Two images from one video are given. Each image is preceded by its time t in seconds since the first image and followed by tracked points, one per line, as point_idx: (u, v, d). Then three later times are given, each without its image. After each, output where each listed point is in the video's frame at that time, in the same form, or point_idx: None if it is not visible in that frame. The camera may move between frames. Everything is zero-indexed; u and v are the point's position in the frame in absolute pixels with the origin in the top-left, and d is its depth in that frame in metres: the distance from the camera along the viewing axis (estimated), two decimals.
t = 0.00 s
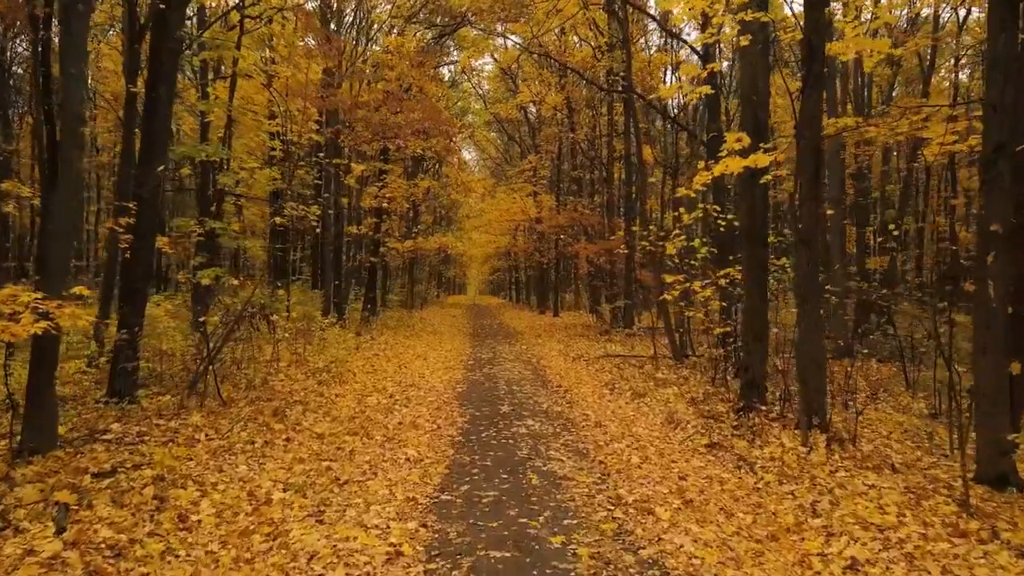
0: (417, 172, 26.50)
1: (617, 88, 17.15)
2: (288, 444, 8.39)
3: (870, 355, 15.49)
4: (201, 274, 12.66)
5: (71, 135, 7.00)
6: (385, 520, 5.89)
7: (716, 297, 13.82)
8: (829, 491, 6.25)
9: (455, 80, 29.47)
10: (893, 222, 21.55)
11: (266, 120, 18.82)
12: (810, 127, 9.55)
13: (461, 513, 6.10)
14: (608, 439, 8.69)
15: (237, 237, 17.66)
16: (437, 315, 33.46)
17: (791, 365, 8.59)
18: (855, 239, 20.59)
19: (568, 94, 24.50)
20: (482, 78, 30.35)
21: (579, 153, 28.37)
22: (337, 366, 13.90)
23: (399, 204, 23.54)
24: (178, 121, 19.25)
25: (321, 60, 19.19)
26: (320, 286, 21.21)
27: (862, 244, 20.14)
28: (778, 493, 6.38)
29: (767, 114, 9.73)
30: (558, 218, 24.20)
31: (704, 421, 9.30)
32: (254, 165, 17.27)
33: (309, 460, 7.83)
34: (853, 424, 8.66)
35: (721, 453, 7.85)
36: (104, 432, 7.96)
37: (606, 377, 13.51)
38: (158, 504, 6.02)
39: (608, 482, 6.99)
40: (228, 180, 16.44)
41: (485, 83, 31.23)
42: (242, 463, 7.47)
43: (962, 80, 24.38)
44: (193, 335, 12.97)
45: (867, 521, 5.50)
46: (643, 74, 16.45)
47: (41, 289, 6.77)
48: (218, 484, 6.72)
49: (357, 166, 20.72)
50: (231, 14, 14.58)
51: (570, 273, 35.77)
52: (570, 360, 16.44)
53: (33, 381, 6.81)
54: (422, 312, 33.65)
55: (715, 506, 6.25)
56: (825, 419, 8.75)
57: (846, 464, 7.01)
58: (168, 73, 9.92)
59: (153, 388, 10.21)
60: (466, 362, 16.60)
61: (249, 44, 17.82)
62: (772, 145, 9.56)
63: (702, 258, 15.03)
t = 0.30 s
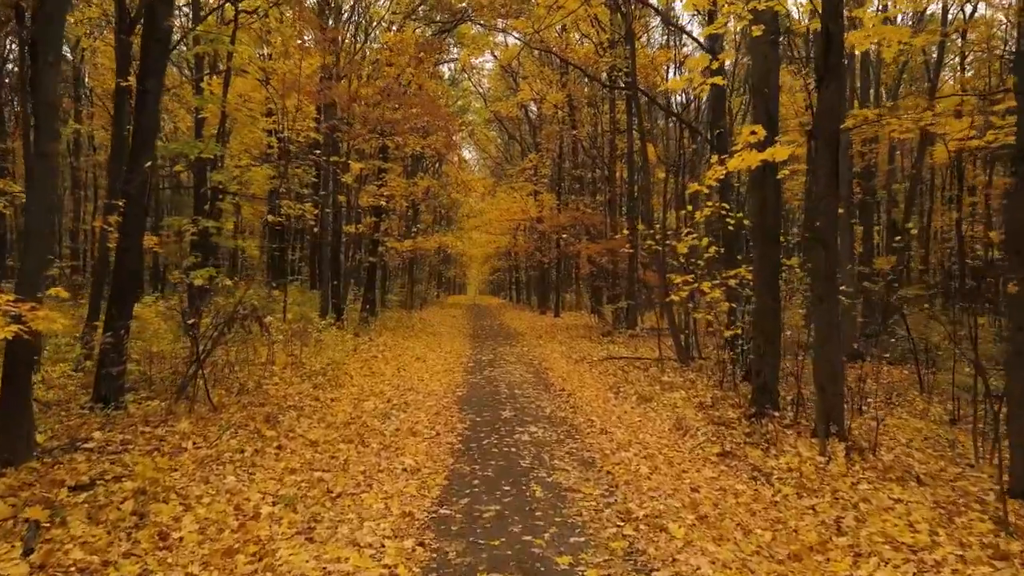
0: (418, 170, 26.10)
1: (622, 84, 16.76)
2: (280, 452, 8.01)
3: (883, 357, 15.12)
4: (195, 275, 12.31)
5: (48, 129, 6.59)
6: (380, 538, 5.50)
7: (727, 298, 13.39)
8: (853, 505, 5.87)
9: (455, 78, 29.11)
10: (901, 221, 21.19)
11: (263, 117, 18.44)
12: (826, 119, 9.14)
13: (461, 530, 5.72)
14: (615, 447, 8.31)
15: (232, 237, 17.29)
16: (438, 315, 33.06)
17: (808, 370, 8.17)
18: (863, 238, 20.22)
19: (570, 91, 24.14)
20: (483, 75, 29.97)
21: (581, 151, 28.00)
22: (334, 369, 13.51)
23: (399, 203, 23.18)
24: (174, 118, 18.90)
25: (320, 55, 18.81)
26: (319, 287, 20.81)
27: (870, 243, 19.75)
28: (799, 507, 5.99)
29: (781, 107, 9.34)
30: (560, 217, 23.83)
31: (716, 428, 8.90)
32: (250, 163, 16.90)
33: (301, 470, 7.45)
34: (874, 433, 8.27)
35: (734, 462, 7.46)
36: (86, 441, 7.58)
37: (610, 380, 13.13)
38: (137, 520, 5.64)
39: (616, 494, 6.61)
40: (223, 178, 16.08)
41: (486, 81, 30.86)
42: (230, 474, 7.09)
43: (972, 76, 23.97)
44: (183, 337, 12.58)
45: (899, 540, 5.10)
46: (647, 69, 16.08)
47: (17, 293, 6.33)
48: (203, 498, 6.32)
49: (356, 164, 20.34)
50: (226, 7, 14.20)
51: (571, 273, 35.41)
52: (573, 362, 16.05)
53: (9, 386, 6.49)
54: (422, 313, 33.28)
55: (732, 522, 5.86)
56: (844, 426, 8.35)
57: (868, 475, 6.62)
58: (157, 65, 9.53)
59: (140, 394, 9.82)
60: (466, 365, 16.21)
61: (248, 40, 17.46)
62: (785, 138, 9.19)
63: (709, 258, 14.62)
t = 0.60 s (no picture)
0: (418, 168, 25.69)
1: (625, 80, 16.37)
2: (270, 462, 7.63)
3: (895, 359, 14.72)
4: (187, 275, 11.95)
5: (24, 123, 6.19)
6: (374, 558, 5.11)
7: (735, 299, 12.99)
8: (880, 522, 5.49)
9: (455, 75, 28.73)
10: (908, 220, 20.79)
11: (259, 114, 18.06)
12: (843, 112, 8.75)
13: (461, 549, 5.33)
14: (623, 455, 7.92)
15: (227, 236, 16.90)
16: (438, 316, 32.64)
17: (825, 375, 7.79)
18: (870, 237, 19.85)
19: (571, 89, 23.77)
20: (484, 73, 29.59)
21: (583, 149, 27.60)
22: (330, 372, 13.12)
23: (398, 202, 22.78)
24: (168, 115, 18.51)
25: (317, 51, 18.43)
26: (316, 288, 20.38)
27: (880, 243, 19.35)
28: (822, 523, 5.61)
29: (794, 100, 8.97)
30: (561, 216, 23.42)
31: (727, 435, 8.51)
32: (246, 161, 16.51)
33: (292, 481, 7.07)
34: (894, 441, 7.88)
35: (749, 473, 7.08)
36: (65, 450, 7.19)
37: (615, 383, 12.73)
38: (113, 538, 5.26)
39: (625, 508, 6.22)
40: (218, 176, 15.70)
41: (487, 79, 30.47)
42: (216, 485, 6.71)
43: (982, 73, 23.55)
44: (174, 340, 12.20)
45: (935, 563, 4.71)
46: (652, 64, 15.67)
47: None
48: (185, 512, 5.94)
49: (354, 162, 19.95)
50: None
51: (573, 273, 34.99)
52: (575, 364, 15.66)
53: None
54: (422, 313, 32.89)
55: (750, 540, 5.47)
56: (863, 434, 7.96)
57: (893, 488, 6.24)
58: (145, 55, 9.09)
59: (127, 399, 9.45)
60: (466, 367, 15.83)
61: (243, 35, 17.09)
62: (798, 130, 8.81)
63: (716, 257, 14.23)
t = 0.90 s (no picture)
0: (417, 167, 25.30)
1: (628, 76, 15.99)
2: (259, 472, 7.24)
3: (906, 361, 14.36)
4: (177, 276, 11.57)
5: None
6: None
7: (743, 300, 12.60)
8: (913, 541, 5.10)
9: (454, 73, 28.38)
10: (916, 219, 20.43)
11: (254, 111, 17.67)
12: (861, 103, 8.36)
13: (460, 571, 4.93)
14: (630, 465, 7.53)
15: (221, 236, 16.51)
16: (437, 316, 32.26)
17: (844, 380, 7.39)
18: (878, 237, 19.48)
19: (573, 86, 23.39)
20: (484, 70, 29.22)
21: (584, 147, 27.22)
22: (326, 375, 12.73)
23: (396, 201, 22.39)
24: (161, 112, 18.13)
25: (314, 46, 18.05)
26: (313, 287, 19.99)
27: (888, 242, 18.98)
28: (848, 542, 5.22)
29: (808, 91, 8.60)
30: (562, 215, 23.06)
31: (739, 443, 8.11)
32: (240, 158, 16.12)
33: (280, 493, 6.67)
34: (916, 450, 7.49)
35: (765, 485, 6.69)
36: (42, 460, 6.80)
37: (619, 386, 12.35)
38: (84, 559, 4.86)
39: (636, 524, 5.83)
40: (211, 175, 15.31)
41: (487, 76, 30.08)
42: (200, 499, 6.31)
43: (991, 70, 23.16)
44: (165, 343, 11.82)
45: None
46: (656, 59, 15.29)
47: None
48: (165, 528, 5.54)
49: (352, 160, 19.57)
50: None
51: (574, 273, 34.62)
52: (578, 366, 15.27)
53: None
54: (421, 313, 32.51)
55: (772, 560, 5.07)
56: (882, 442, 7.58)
57: (921, 503, 5.85)
58: (130, 46, 8.65)
59: (111, 405, 9.07)
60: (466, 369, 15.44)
61: (238, 30, 16.70)
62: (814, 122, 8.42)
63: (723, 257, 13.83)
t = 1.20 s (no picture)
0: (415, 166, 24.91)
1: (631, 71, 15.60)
2: (247, 483, 6.84)
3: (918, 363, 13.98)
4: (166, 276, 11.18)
5: None
6: None
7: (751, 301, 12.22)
8: (950, 563, 4.71)
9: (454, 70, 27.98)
10: (924, 219, 20.07)
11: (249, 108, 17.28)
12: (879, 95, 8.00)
13: None
14: (639, 475, 7.15)
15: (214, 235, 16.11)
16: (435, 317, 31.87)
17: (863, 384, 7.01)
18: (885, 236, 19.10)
19: (575, 83, 22.99)
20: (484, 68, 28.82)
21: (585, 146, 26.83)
22: (321, 378, 12.34)
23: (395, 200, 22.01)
24: (154, 109, 17.73)
25: (310, 42, 17.65)
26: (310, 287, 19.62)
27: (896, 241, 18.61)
28: (879, 564, 4.83)
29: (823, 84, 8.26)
30: (564, 215, 22.68)
31: (753, 452, 7.73)
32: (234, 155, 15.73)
33: (268, 507, 6.28)
34: (940, 459, 7.11)
35: (784, 499, 6.29)
36: (14, 472, 6.40)
37: (624, 389, 11.97)
38: None
39: (647, 543, 5.43)
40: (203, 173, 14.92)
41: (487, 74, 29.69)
42: (182, 514, 5.91)
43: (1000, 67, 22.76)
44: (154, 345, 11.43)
45: None
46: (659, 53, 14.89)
47: None
48: (141, 548, 5.14)
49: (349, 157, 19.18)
50: None
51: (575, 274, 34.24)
52: (580, 368, 14.89)
53: None
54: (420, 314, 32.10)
55: None
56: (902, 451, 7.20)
57: (952, 520, 5.47)
58: (114, 37, 8.19)
59: (95, 411, 8.67)
60: (466, 372, 15.04)
61: (232, 24, 16.31)
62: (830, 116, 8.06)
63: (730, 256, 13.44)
